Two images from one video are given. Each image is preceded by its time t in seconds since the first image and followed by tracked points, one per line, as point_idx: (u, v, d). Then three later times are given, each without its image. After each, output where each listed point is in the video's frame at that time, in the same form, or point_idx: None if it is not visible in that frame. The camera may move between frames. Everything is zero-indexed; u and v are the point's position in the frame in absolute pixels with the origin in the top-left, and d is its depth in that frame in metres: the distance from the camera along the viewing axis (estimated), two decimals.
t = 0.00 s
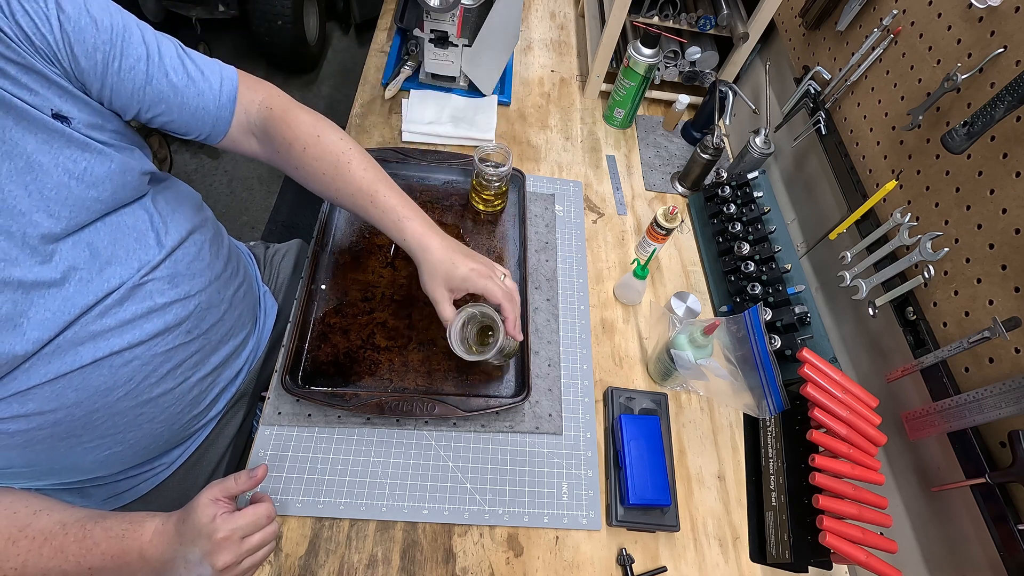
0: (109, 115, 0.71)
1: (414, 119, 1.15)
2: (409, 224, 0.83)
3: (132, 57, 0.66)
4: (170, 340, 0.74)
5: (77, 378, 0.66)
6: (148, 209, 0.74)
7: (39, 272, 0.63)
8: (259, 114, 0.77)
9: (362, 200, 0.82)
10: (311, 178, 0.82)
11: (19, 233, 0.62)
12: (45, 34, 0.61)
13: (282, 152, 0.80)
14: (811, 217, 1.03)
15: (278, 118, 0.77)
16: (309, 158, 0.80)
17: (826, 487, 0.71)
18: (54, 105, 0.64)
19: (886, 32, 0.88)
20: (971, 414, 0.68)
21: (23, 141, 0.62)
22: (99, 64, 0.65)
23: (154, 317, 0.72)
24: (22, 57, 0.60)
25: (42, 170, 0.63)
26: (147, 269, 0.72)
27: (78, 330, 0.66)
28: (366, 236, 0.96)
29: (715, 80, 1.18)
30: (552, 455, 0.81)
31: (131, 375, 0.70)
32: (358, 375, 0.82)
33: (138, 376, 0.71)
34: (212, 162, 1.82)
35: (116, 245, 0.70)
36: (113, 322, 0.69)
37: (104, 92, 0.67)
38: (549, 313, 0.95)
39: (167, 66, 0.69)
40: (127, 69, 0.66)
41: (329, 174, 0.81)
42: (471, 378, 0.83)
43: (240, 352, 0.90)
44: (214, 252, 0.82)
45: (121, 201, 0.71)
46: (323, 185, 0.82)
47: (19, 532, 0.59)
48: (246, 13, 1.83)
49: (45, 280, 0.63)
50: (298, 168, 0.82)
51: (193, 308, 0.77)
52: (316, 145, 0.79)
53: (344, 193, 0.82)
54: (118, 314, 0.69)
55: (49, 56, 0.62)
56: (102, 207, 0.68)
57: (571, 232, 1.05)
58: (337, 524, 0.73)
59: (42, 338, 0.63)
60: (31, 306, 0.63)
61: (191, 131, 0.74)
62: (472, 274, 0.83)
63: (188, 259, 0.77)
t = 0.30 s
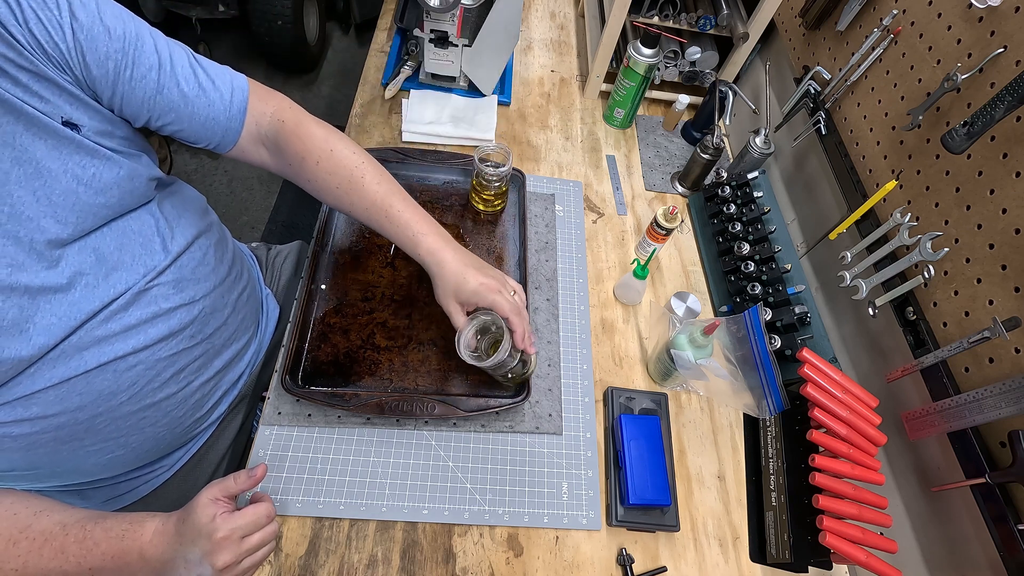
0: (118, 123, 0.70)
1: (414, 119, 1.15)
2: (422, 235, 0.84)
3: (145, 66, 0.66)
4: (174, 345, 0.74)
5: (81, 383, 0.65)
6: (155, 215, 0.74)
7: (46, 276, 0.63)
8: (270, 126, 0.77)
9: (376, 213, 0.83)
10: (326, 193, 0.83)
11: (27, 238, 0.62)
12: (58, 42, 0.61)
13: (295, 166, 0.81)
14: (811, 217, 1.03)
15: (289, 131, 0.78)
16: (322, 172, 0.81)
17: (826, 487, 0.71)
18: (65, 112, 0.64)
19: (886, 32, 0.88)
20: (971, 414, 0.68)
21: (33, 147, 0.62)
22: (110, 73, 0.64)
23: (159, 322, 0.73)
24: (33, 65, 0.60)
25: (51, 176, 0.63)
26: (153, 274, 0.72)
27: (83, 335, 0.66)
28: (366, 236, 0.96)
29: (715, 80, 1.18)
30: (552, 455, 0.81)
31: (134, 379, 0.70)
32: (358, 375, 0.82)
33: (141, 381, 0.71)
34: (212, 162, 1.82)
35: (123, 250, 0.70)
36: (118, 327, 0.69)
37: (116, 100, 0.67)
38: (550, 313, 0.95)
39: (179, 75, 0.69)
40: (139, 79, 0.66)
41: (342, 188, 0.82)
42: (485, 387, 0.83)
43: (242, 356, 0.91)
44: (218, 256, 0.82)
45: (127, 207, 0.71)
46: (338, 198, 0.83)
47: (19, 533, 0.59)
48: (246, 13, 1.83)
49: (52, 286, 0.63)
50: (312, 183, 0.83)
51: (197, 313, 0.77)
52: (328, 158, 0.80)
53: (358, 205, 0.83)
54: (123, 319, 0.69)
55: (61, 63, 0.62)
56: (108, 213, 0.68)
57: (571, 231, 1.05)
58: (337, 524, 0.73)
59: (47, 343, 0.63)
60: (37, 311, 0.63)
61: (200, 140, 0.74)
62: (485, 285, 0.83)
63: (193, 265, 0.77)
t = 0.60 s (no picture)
0: (118, 122, 0.70)
1: (414, 119, 1.15)
2: (414, 231, 0.84)
3: (148, 63, 0.66)
4: (175, 345, 0.74)
5: (83, 384, 0.65)
6: (155, 215, 0.74)
7: (47, 278, 0.63)
8: (272, 119, 0.78)
9: (371, 207, 0.84)
10: (324, 186, 0.84)
11: (27, 240, 0.62)
12: (59, 43, 0.61)
13: (295, 159, 0.82)
14: (812, 217, 1.03)
15: (290, 124, 0.78)
16: (320, 166, 0.82)
17: (826, 487, 0.71)
18: (65, 113, 0.64)
19: (886, 32, 0.88)
20: (971, 414, 0.68)
21: (32, 148, 0.62)
22: (113, 71, 0.65)
23: (159, 322, 0.73)
24: (34, 66, 0.60)
25: (51, 178, 0.63)
26: (153, 275, 0.72)
27: (84, 336, 0.66)
28: (366, 235, 0.96)
29: (715, 80, 1.18)
30: (552, 455, 0.81)
31: (136, 379, 0.70)
32: (358, 375, 0.82)
33: (142, 381, 0.71)
34: (212, 162, 1.82)
35: (123, 251, 0.70)
36: (119, 328, 0.69)
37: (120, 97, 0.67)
38: (550, 313, 0.95)
39: (182, 71, 0.69)
40: (143, 76, 0.66)
41: (339, 181, 0.83)
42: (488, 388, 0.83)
43: (242, 355, 0.90)
44: (218, 256, 0.82)
45: (127, 207, 0.71)
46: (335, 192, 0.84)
47: (19, 535, 0.59)
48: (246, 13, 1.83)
49: (53, 287, 0.63)
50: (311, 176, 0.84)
51: (197, 313, 0.77)
52: (326, 152, 0.81)
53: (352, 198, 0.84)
54: (124, 320, 0.69)
55: (62, 63, 0.62)
56: (108, 214, 0.69)
57: (571, 231, 1.05)
58: (337, 524, 0.73)
59: (48, 345, 0.63)
60: (39, 312, 0.63)
61: (206, 135, 0.75)
62: (473, 284, 0.83)
63: (193, 265, 0.77)
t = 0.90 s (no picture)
0: (114, 114, 0.71)
1: (414, 119, 1.15)
2: (398, 202, 0.85)
3: (144, 50, 0.68)
4: (174, 343, 0.74)
5: (82, 382, 0.66)
6: (151, 212, 0.74)
7: (43, 276, 0.63)
8: (265, 99, 0.80)
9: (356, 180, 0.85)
10: (315, 163, 0.86)
11: (23, 238, 0.62)
12: (56, 34, 0.62)
13: (285, 136, 0.84)
14: (811, 217, 1.03)
15: (282, 102, 0.80)
16: (309, 142, 0.83)
17: (826, 488, 0.71)
18: (59, 105, 0.64)
19: (886, 32, 0.88)
20: (971, 414, 0.68)
21: (26, 145, 0.62)
22: (112, 61, 0.66)
23: (159, 320, 0.73)
24: (30, 59, 0.61)
25: (45, 173, 0.64)
26: (150, 272, 0.72)
27: (83, 335, 0.66)
28: (366, 236, 0.96)
29: (715, 80, 1.18)
30: (552, 455, 0.81)
31: (135, 378, 0.70)
32: (358, 375, 0.82)
33: (142, 380, 0.71)
34: (212, 162, 1.82)
35: (119, 249, 0.70)
36: (117, 325, 0.69)
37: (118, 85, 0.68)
38: (549, 313, 0.95)
39: (179, 57, 0.71)
40: (140, 63, 0.68)
41: (326, 155, 0.84)
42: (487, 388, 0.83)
43: (241, 353, 0.90)
44: (216, 254, 0.82)
45: (123, 203, 0.71)
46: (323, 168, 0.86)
47: (18, 536, 0.59)
48: (246, 13, 1.83)
49: (50, 284, 0.64)
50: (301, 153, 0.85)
51: (196, 310, 0.77)
52: (314, 126, 0.82)
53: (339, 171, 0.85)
54: (122, 318, 0.69)
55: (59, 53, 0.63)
56: (105, 210, 0.69)
57: (571, 231, 1.05)
58: (337, 524, 0.73)
59: (46, 343, 0.63)
60: (37, 310, 0.63)
61: (204, 120, 0.77)
62: (450, 258, 0.83)
63: (190, 262, 0.77)
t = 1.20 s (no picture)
0: (115, 114, 0.71)
1: (414, 119, 1.15)
2: (387, 155, 0.87)
3: (147, 52, 0.71)
4: (173, 345, 0.74)
5: (79, 383, 0.65)
6: (150, 213, 0.74)
7: (40, 276, 0.63)
8: (251, 87, 0.83)
9: (343, 142, 0.87)
10: (301, 139, 0.87)
11: (20, 238, 0.62)
12: (59, 34, 0.63)
13: (269, 119, 0.85)
14: (811, 217, 1.03)
15: (267, 86, 0.83)
16: (293, 118, 0.85)
17: (826, 487, 0.71)
18: (57, 103, 0.65)
19: (886, 32, 0.88)
20: (971, 414, 0.68)
21: (22, 144, 0.62)
22: (115, 61, 0.68)
23: (158, 322, 0.73)
24: (30, 56, 0.62)
25: (42, 173, 0.64)
26: (149, 274, 0.72)
27: (81, 336, 0.66)
28: (366, 236, 0.96)
29: (715, 80, 1.18)
30: (552, 455, 0.81)
31: (133, 380, 0.70)
32: (358, 375, 0.82)
33: (140, 381, 0.71)
34: (212, 162, 1.82)
35: (118, 250, 0.70)
36: (116, 327, 0.69)
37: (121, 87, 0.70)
38: (550, 313, 0.95)
39: (182, 59, 0.74)
40: (142, 65, 0.70)
41: (311, 125, 0.86)
42: (486, 388, 0.83)
43: (240, 354, 0.90)
44: (216, 256, 0.82)
45: (122, 203, 0.71)
46: (309, 140, 0.87)
47: (18, 536, 0.59)
48: (246, 13, 1.83)
49: (47, 285, 0.64)
50: (287, 132, 0.86)
51: (195, 313, 0.77)
52: (298, 101, 0.84)
53: (308, 143, 0.88)
54: (121, 319, 0.69)
55: (60, 55, 0.64)
56: (103, 209, 0.69)
57: (571, 231, 1.05)
58: (337, 524, 0.73)
59: (43, 344, 0.63)
60: (33, 311, 0.63)
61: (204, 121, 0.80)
62: (444, 182, 0.86)
63: (191, 264, 0.77)
